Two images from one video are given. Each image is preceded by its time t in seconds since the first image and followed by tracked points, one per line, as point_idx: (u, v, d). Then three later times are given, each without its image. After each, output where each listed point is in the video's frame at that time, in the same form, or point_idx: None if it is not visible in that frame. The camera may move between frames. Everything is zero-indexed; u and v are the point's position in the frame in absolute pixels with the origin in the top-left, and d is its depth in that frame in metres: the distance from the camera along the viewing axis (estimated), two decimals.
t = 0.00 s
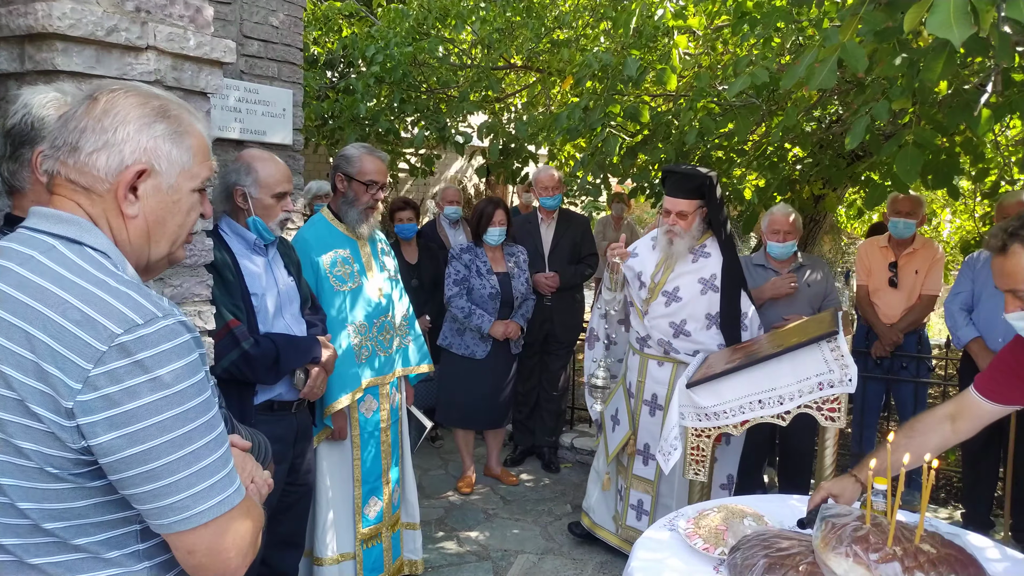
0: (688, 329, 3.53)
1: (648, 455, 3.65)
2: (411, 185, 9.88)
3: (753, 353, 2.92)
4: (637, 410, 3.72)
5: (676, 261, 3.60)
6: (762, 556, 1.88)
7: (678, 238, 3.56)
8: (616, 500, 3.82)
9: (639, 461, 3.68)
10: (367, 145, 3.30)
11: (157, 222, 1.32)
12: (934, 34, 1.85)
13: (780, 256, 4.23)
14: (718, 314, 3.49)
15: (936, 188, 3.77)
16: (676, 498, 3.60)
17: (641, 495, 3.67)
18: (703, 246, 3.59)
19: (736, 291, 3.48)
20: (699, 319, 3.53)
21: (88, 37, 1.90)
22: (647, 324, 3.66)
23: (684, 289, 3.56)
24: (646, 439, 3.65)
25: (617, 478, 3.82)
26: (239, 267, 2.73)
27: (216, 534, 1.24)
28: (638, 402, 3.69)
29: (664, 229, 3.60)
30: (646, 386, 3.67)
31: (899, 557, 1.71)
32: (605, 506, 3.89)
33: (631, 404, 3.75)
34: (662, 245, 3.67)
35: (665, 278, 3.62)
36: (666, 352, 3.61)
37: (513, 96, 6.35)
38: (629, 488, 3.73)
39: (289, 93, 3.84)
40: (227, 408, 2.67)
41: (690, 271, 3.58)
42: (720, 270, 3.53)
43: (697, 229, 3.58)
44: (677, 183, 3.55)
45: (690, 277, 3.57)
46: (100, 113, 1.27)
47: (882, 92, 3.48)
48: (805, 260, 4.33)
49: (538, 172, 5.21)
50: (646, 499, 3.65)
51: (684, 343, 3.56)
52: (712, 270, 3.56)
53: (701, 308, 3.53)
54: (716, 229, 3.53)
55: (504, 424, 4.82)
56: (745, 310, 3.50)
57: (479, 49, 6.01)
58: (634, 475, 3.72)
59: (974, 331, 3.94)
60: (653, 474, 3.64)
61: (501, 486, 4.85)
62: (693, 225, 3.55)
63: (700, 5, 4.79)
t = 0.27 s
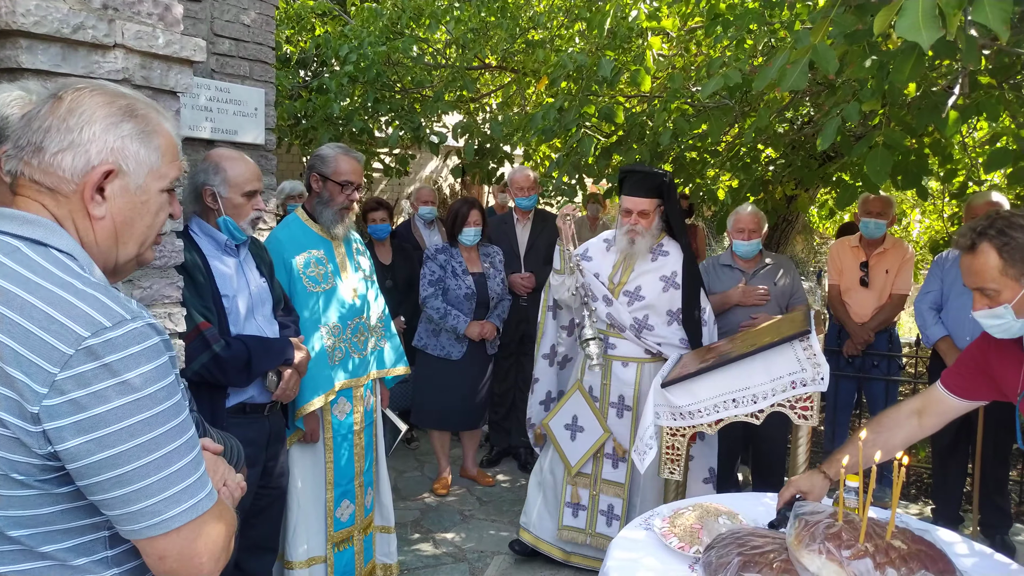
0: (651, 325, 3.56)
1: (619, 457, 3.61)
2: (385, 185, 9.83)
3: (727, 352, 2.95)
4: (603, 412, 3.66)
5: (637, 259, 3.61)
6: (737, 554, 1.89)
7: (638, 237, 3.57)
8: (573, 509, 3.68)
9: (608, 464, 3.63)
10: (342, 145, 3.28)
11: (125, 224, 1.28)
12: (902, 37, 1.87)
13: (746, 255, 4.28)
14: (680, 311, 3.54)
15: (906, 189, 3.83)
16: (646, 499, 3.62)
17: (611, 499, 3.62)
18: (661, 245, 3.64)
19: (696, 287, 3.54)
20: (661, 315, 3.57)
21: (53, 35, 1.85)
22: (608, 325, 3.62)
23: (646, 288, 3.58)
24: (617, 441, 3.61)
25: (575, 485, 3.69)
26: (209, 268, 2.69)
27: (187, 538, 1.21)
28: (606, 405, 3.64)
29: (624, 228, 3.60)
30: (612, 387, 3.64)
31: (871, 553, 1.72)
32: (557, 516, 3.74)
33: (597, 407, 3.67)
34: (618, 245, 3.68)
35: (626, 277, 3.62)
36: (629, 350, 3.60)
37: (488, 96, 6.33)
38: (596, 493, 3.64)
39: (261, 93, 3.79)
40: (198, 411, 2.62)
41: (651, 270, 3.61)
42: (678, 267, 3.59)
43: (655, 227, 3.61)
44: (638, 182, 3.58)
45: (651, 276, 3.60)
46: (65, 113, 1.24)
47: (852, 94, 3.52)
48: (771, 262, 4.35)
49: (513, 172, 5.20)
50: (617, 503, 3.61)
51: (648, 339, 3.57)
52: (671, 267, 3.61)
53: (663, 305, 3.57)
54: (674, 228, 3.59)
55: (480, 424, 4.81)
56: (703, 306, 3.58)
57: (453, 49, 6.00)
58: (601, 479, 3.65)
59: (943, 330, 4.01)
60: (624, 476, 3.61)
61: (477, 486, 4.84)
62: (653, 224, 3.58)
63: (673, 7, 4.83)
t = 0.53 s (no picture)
0: (610, 321, 3.53)
1: (592, 459, 3.54)
2: (366, 185, 9.78)
3: (709, 351, 2.96)
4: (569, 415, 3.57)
5: (587, 256, 3.56)
6: (719, 553, 1.89)
7: (589, 233, 3.52)
8: (550, 521, 3.54)
9: (581, 468, 3.55)
10: (324, 145, 3.26)
11: (100, 224, 1.26)
12: (881, 38, 1.89)
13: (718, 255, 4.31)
14: (635, 305, 3.54)
15: (885, 189, 3.87)
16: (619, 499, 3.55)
17: (588, 503, 3.54)
18: (608, 242, 3.62)
19: (646, 282, 3.57)
20: (617, 310, 3.55)
21: (27, 32, 1.81)
22: (567, 326, 3.53)
23: (601, 285, 3.54)
24: (588, 442, 3.54)
25: (549, 496, 3.56)
26: (187, 269, 2.65)
27: (167, 542, 1.19)
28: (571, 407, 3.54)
29: (572, 226, 3.54)
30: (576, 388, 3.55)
31: (852, 551, 1.73)
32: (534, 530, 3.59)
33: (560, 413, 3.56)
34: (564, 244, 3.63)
35: (579, 276, 3.57)
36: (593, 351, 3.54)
37: (470, 96, 6.32)
38: (573, 499, 3.55)
39: (240, 91, 3.75)
40: (178, 413, 2.58)
41: (602, 267, 3.58)
42: (627, 262, 3.59)
43: (601, 225, 3.59)
44: (583, 180, 3.56)
45: (603, 272, 3.56)
46: (38, 111, 1.21)
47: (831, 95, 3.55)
48: (746, 264, 4.37)
49: (495, 172, 5.19)
50: (594, 506, 3.54)
51: (607, 337, 3.53)
52: (621, 263, 3.60)
53: (618, 300, 3.56)
54: (620, 225, 3.59)
55: (463, 425, 4.79)
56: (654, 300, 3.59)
57: (435, 48, 5.97)
58: (575, 484, 3.56)
59: (921, 329, 4.06)
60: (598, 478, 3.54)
61: (460, 487, 4.82)
62: (601, 220, 3.55)
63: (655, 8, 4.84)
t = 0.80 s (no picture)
0: (576, 316, 3.53)
1: (559, 460, 3.50)
2: (353, 184, 9.74)
3: (697, 350, 2.98)
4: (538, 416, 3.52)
5: (544, 252, 3.51)
6: (708, 552, 1.90)
7: (546, 228, 3.45)
8: (518, 523, 3.53)
9: (548, 469, 3.51)
10: (312, 144, 3.23)
11: (87, 225, 1.24)
12: (866, 40, 1.90)
13: (709, 254, 4.32)
14: (597, 297, 3.57)
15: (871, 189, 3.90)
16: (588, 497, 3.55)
17: (556, 506, 3.51)
18: (561, 236, 3.58)
19: (602, 273, 3.60)
20: (580, 304, 3.56)
21: (9, 30, 1.79)
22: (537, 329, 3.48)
23: (563, 280, 3.52)
24: (556, 443, 3.50)
25: (517, 499, 3.53)
26: (173, 270, 2.63)
27: (153, 546, 1.18)
28: (538, 408, 3.49)
29: (527, 224, 3.46)
30: (545, 387, 3.51)
31: (840, 550, 1.74)
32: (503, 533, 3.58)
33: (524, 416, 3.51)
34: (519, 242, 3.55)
35: (540, 274, 3.51)
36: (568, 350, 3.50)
37: (457, 96, 6.30)
38: (539, 502, 3.51)
39: (226, 91, 3.72)
40: (164, 416, 2.54)
41: (560, 263, 3.55)
42: (584, 255, 3.58)
43: (556, 220, 3.52)
44: (535, 175, 3.45)
45: (563, 268, 3.54)
46: (21, 112, 1.19)
47: (818, 95, 3.57)
48: (736, 263, 4.39)
49: (483, 172, 5.18)
50: (562, 509, 3.51)
51: (573, 333, 3.52)
52: (578, 256, 3.58)
53: (580, 293, 3.56)
54: (573, 219, 3.56)
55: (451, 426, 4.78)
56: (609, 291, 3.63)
57: (422, 48, 5.96)
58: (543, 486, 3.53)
59: (906, 328, 4.10)
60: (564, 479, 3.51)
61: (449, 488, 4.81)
62: (556, 215, 3.48)
63: (642, 8, 4.86)
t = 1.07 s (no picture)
0: (560, 314, 3.51)
1: (557, 459, 3.46)
2: (344, 184, 9.71)
3: (688, 350, 2.98)
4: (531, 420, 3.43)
5: (525, 252, 3.48)
6: (701, 552, 1.90)
7: (526, 228, 3.43)
8: (522, 532, 3.41)
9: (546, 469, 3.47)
10: (303, 144, 3.20)
11: (81, 226, 1.24)
12: (857, 41, 1.91)
13: (708, 254, 4.32)
14: (578, 293, 3.58)
15: (861, 189, 3.92)
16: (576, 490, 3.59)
17: (558, 505, 3.49)
18: (540, 235, 3.56)
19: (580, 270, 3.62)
20: (564, 302, 3.55)
21: None
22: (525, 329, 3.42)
23: (548, 279, 3.49)
24: (553, 444, 3.46)
25: (516, 507, 3.42)
26: (163, 270, 2.61)
27: (141, 548, 1.17)
28: (531, 411, 3.42)
29: (507, 225, 3.42)
30: (538, 388, 3.44)
31: (832, 548, 1.75)
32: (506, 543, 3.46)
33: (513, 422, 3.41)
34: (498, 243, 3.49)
35: (525, 275, 3.47)
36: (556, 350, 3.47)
37: (448, 95, 6.29)
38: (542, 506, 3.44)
39: (216, 90, 3.70)
40: (154, 417, 2.55)
41: (542, 262, 3.52)
42: (563, 253, 3.59)
43: (534, 220, 3.50)
44: (511, 176, 3.43)
45: (546, 267, 3.51)
46: (15, 113, 1.16)
47: (808, 96, 3.58)
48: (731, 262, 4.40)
49: (474, 172, 5.17)
50: (563, 506, 3.50)
51: (559, 332, 3.50)
52: (557, 255, 3.57)
53: (562, 291, 3.55)
54: (551, 218, 3.56)
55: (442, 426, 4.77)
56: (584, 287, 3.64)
57: (413, 47, 5.94)
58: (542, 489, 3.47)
59: (897, 327, 4.12)
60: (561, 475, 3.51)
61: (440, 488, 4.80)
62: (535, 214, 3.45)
63: (633, 8, 4.86)
